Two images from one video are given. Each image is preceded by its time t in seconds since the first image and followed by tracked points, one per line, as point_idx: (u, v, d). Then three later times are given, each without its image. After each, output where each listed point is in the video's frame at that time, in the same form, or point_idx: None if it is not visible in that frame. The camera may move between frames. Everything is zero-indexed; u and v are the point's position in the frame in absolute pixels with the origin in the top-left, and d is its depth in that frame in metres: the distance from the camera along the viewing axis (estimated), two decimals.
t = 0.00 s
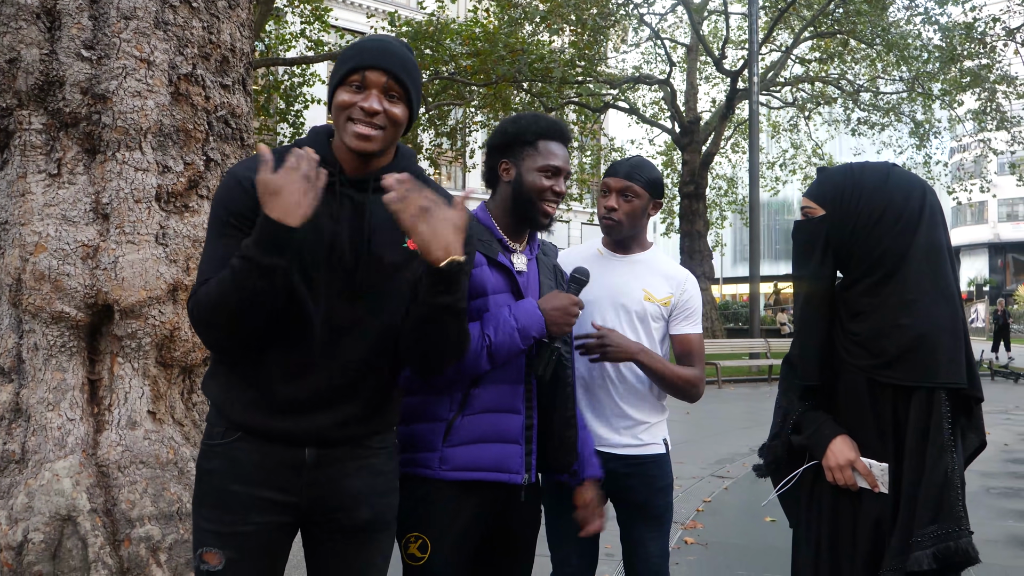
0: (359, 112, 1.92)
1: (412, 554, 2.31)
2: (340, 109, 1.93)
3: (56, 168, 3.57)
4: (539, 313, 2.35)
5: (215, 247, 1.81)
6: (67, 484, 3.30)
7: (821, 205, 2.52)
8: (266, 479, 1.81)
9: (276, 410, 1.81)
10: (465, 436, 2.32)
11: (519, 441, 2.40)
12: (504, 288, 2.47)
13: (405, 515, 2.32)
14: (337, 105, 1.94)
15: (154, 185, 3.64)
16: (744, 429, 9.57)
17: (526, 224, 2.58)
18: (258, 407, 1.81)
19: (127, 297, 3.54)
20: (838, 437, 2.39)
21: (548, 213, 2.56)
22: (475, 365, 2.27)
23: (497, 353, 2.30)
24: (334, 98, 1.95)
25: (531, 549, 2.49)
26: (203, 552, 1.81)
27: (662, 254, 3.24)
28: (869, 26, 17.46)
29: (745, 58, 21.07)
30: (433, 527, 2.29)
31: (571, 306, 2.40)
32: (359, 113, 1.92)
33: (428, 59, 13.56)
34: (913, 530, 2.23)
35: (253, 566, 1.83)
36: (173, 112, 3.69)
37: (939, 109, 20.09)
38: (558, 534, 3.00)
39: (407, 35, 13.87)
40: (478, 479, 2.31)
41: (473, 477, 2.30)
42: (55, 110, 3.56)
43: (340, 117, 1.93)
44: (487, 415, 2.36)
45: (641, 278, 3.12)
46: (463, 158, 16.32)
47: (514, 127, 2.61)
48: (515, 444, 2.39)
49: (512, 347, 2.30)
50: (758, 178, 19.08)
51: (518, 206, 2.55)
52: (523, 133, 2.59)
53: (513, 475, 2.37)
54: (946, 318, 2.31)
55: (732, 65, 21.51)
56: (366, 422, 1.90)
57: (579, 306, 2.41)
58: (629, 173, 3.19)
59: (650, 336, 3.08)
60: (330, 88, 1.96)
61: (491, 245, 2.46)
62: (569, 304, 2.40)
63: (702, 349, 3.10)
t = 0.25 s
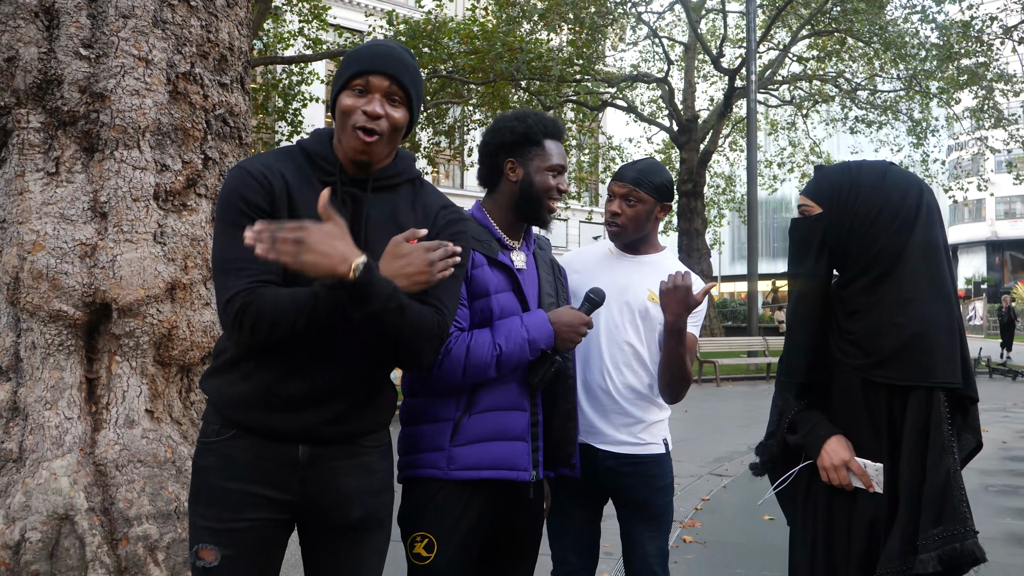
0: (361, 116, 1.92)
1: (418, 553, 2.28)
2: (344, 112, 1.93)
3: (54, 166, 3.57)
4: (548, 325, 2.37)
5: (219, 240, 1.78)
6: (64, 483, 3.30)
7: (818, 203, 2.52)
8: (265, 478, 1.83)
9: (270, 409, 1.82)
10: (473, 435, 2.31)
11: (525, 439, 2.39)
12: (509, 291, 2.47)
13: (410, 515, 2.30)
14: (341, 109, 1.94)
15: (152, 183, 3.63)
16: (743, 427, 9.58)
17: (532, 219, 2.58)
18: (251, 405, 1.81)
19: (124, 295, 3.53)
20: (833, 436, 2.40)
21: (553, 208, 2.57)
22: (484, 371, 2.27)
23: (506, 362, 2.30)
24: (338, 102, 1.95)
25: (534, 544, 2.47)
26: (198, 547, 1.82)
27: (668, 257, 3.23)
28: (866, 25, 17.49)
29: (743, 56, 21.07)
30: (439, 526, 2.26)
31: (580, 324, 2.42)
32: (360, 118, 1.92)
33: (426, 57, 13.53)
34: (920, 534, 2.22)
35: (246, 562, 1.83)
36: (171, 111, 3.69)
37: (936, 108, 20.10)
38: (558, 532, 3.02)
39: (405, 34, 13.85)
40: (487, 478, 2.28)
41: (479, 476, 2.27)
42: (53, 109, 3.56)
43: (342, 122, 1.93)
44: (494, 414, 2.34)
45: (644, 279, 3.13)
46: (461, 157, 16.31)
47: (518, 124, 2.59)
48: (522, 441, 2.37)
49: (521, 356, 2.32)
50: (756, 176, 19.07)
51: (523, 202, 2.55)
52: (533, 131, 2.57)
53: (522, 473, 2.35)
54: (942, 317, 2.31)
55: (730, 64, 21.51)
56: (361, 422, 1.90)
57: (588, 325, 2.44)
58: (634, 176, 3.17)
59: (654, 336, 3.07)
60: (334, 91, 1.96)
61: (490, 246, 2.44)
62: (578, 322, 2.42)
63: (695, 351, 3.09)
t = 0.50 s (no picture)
0: (358, 119, 1.91)
1: (424, 553, 2.29)
2: (339, 117, 1.92)
3: (52, 165, 3.56)
4: (551, 324, 2.38)
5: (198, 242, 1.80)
6: (62, 483, 3.30)
7: (817, 202, 2.53)
8: (262, 476, 1.82)
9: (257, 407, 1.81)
10: (479, 435, 2.30)
11: (531, 435, 2.39)
12: (508, 289, 2.45)
13: (418, 515, 2.30)
14: (337, 113, 1.92)
15: (151, 182, 3.62)
16: (741, 426, 9.58)
17: (529, 218, 2.60)
18: (243, 404, 1.81)
19: (123, 294, 3.52)
20: (832, 436, 2.40)
21: (548, 206, 2.61)
22: (490, 372, 2.26)
23: (511, 363, 2.30)
24: (330, 105, 1.93)
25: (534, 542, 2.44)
26: (183, 543, 1.79)
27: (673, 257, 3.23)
28: (864, 23, 17.53)
29: (741, 55, 21.07)
30: (447, 526, 2.27)
31: (579, 324, 2.43)
32: (358, 121, 1.91)
33: (424, 56, 13.52)
34: (926, 534, 2.21)
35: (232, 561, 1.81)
36: (170, 110, 3.68)
37: (934, 106, 20.10)
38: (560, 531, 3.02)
39: (403, 33, 13.85)
40: (496, 476, 2.28)
41: (489, 475, 2.27)
42: (52, 108, 3.55)
43: (338, 126, 1.93)
44: (500, 412, 2.34)
45: (649, 277, 3.12)
46: (459, 155, 16.31)
47: (516, 123, 2.57)
48: (528, 438, 2.38)
49: (526, 356, 2.32)
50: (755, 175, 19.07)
51: (520, 201, 2.56)
52: (528, 132, 2.55)
53: (529, 469, 2.35)
54: (942, 312, 2.31)
55: (728, 63, 21.52)
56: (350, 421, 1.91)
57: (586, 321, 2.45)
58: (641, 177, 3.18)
59: (659, 334, 3.07)
60: (326, 95, 1.93)
61: (489, 246, 2.42)
62: (579, 320, 2.43)
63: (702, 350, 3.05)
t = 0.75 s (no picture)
0: (332, 120, 1.81)
1: (429, 553, 2.29)
2: (310, 119, 1.80)
3: (50, 166, 3.56)
4: (549, 322, 2.38)
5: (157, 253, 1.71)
6: (61, 484, 3.31)
7: (819, 200, 2.52)
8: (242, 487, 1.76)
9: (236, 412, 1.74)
10: (481, 435, 2.30)
11: (531, 432, 2.40)
12: (504, 288, 2.45)
13: (421, 515, 2.30)
14: (307, 115, 1.80)
15: (149, 182, 3.62)
16: (741, 424, 9.59)
17: (520, 216, 2.58)
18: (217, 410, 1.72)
19: (121, 295, 3.52)
20: (833, 433, 2.41)
21: (539, 206, 2.58)
22: (491, 371, 2.27)
23: (511, 362, 2.30)
24: (297, 107, 1.79)
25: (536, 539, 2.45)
26: (166, 555, 1.74)
27: (676, 255, 3.23)
28: (861, 21, 17.55)
29: (739, 53, 21.07)
30: (451, 525, 2.28)
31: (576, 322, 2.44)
32: (332, 123, 1.81)
33: (422, 55, 13.52)
34: (931, 529, 2.23)
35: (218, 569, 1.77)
36: (168, 111, 3.66)
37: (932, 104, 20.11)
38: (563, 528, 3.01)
39: (401, 33, 13.86)
40: (498, 475, 2.29)
41: (491, 473, 2.28)
42: (49, 108, 3.55)
43: (309, 129, 1.80)
44: (501, 410, 2.34)
45: (652, 277, 3.13)
46: (458, 155, 16.30)
47: (508, 122, 2.56)
48: (528, 435, 2.39)
49: (526, 355, 2.32)
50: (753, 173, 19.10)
51: (513, 200, 2.54)
52: (522, 131, 2.54)
53: (530, 466, 2.37)
54: (945, 310, 2.32)
55: (727, 61, 21.53)
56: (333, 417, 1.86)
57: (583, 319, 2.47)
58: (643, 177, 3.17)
59: (662, 334, 3.08)
60: (295, 95, 1.79)
61: (483, 246, 2.42)
62: (576, 318, 2.45)
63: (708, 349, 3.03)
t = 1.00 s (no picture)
0: (262, 115, 1.95)
1: (422, 551, 2.29)
2: (242, 115, 1.92)
3: (49, 166, 3.57)
4: (545, 321, 2.36)
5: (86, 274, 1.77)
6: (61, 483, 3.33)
7: (829, 196, 2.49)
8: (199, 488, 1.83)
9: (189, 415, 1.81)
10: (474, 432, 2.30)
11: (526, 431, 2.39)
12: (500, 285, 2.45)
13: (415, 514, 2.30)
14: (240, 112, 1.92)
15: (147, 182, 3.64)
16: (739, 423, 9.60)
17: (515, 214, 2.56)
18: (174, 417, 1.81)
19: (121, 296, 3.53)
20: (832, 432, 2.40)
21: (536, 204, 2.57)
22: (486, 369, 2.26)
23: (506, 359, 2.29)
24: (226, 105, 1.91)
25: (532, 536, 2.46)
26: (137, 554, 1.82)
27: (674, 258, 3.23)
28: (860, 20, 17.56)
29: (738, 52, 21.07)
30: (444, 525, 2.28)
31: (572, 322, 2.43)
32: (263, 118, 1.95)
33: (421, 55, 13.51)
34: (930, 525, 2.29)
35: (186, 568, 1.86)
36: (166, 110, 3.71)
37: (931, 103, 20.12)
38: (564, 526, 3.01)
39: (400, 32, 13.87)
40: (492, 474, 2.29)
41: (484, 472, 2.28)
42: (47, 108, 3.54)
43: (242, 125, 1.92)
44: (495, 409, 2.33)
45: (650, 278, 3.13)
46: (456, 154, 16.29)
47: (505, 121, 2.54)
48: (524, 434, 2.38)
49: (521, 353, 2.31)
50: (752, 172, 19.10)
51: (511, 199, 2.53)
52: (517, 128, 2.52)
53: (526, 465, 2.35)
54: (953, 307, 2.34)
55: (725, 60, 21.53)
56: (291, 411, 1.93)
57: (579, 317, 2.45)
58: (653, 184, 3.10)
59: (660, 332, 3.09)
60: (225, 92, 1.90)
61: (479, 243, 2.42)
62: (572, 318, 2.43)
63: (699, 347, 3.05)
